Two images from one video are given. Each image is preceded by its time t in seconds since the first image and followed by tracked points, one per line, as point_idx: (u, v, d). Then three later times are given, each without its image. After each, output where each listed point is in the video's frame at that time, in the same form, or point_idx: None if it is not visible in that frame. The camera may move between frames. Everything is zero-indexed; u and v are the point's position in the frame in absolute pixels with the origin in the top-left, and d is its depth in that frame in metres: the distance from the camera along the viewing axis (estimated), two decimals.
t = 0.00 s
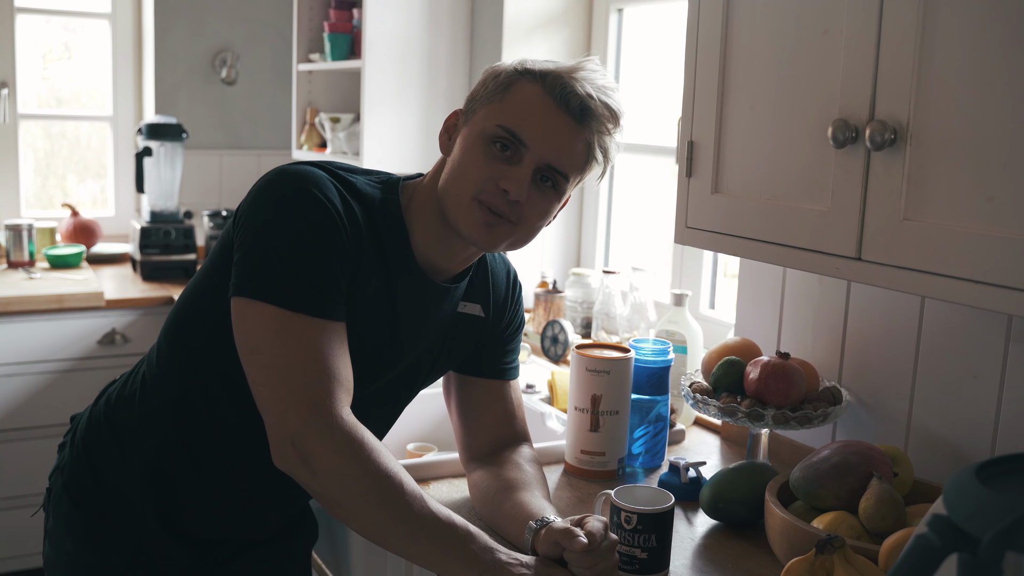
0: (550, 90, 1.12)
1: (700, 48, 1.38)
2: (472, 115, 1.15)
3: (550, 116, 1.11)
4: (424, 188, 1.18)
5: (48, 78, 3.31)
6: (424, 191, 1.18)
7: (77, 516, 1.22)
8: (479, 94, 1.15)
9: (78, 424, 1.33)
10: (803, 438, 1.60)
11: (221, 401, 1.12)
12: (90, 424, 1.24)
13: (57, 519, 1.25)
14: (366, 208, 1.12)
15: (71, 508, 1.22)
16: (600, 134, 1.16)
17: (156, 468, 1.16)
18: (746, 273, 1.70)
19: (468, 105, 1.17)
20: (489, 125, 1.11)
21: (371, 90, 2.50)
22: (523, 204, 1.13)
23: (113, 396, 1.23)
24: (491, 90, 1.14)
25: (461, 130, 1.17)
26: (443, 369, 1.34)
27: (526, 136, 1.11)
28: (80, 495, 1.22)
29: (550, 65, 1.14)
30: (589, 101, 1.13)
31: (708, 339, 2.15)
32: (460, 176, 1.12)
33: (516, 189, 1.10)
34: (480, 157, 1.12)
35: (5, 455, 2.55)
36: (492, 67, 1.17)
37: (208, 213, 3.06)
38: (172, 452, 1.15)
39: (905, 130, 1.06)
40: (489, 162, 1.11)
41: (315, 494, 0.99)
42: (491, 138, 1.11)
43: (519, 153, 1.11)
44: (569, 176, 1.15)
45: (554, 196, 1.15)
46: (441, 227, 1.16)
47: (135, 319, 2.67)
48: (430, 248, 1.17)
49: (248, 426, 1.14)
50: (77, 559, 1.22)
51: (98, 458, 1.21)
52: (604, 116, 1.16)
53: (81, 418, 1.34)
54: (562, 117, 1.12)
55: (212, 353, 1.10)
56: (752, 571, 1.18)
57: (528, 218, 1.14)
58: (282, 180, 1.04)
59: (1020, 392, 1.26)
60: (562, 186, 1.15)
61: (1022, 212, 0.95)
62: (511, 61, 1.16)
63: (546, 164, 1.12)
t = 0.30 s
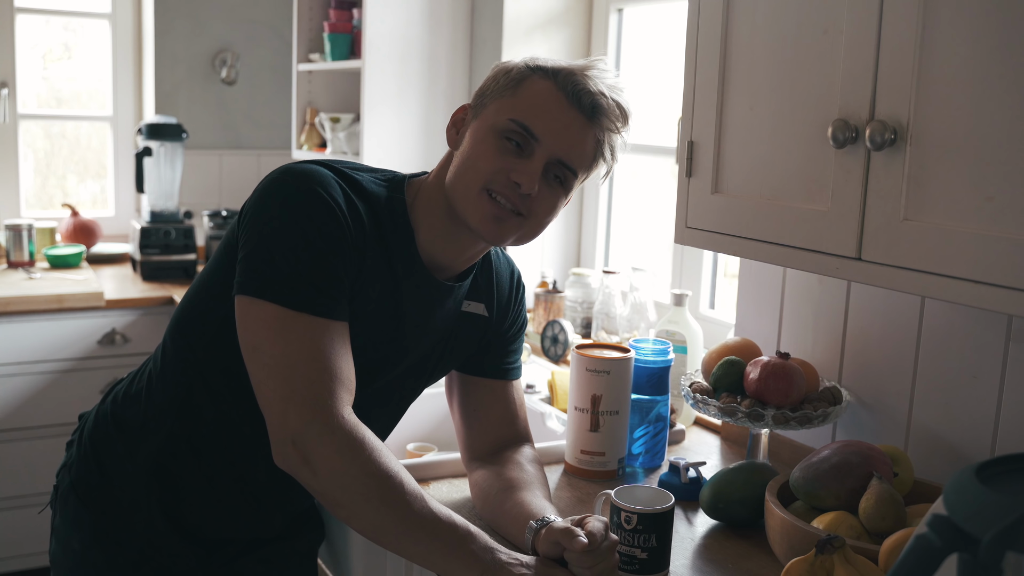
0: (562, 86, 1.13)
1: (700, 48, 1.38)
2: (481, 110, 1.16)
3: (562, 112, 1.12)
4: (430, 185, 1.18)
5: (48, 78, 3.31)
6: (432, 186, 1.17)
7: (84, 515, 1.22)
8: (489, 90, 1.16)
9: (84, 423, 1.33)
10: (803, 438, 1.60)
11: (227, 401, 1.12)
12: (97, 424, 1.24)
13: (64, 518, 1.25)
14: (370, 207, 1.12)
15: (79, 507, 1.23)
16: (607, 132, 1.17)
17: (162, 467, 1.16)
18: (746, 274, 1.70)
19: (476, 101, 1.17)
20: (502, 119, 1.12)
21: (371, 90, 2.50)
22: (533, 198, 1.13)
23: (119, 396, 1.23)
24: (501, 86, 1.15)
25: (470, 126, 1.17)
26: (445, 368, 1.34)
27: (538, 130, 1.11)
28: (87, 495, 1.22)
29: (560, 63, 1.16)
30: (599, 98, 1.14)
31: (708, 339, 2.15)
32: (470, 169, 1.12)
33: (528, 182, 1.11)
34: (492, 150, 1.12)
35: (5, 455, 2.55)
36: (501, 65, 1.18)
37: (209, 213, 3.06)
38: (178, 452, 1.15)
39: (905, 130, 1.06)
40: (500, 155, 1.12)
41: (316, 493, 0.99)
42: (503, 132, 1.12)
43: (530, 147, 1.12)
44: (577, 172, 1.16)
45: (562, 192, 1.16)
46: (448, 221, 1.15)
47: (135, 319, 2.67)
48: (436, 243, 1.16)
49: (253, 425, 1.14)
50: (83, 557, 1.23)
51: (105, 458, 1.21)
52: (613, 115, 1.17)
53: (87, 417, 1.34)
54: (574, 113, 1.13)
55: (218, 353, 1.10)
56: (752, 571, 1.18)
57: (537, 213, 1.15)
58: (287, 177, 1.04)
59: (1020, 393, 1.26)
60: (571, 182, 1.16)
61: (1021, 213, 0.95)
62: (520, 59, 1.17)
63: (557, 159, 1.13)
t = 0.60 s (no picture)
0: (561, 78, 1.13)
1: (700, 47, 1.38)
2: (479, 105, 1.15)
3: (563, 103, 1.13)
4: (429, 182, 1.18)
5: (48, 78, 3.31)
6: (433, 183, 1.17)
7: (84, 513, 1.22)
8: (484, 84, 1.15)
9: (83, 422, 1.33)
10: (803, 439, 1.60)
11: (227, 400, 1.12)
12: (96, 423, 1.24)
13: (65, 518, 1.25)
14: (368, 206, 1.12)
15: (79, 506, 1.23)
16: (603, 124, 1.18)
17: (161, 467, 1.16)
18: (746, 273, 1.70)
19: (471, 95, 1.17)
20: (503, 113, 1.12)
21: (371, 90, 2.50)
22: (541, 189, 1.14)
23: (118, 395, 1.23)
24: (498, 80, 1.14)
25: (466, 121, 1.16)
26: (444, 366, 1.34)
27: (542, 123, 1.12)
28: (87, 494, 1.22)
29: (555, 55, 1.16)
30: (598, 90, 1.15)
31: (708, 339, 2.15)
32: (476, 164, 1.12)
33: (536, 174, 1.11)
34: (496, 145, 1.12)
35: (5, 455, 2.55)
36: (492, 58, 1.17)
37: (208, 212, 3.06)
38: (177, 451, 1.15)
39: (905, 130, 1.06)
40: (505, 149, 1.12)
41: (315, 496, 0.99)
42: (506, 126, 1.12)
43: (535, 139, 1.12)
44: (577, 160, 1.17)
45: (563, 182, 1.17)
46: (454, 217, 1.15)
47: (135, 319, 2.67)
48: (441, 239, 1.16)
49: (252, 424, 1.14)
50: (84, 555, 1.23)
51: (105, 457, 1.21)
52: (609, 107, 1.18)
53: (86, 416, 1.34)
54: (575, 105, 1.14)
55: (217, 352, 1.10)
56: (752, 571, 1.18)
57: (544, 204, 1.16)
58: (285, 178, 1.03)
59: (1021, 393, 1.26)
60: (571, 171, 1.17)
61: (1022, 213, 0.95)
62: (513, 52, 1.17)
63: (559, 149, 1.14)
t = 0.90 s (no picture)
0: (573, 71, 1.13)
1: (700, 47, 1.38)
2: (492, 86, 1.15)
3: (567, 95, 1.12)
4: (431, 155, 1.18)
5: (48, 78, 3.31)
6: (434, 157, 1.17)
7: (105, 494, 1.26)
8: (504, 68, 1.16)
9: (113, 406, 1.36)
10: (803, 439, 1.60)
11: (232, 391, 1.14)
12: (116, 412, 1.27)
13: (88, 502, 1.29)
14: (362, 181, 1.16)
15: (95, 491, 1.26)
16: (615, 124, 1.17)
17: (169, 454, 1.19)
18: (746, 274, 1.70)
19: (491, 77, 1.17)
20: (507, 94, 1.11)
21: (371, 89, 2.50)
22: (527, 175, 1.11)
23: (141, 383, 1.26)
24: (515, 65, 1.15)
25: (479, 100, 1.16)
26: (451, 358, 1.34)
27: (541, 109, 1.11)
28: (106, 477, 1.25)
29: (577, 50, 1.16)
30: (608, 86, 1.14)
31: (708, 339, 2.15)
32: (469, 139, 1.11)
33: (522, 156, 1.09)
34: (491, 122, 1.11)
35: (5, 455, 2.55)
36: (521, 45, 1.18)
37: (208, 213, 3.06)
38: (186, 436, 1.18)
39: (905, 130, 1.06)
40: (497, 128, 1.10)
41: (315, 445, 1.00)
42: (505, 107, 1.11)
43: (530, 124, 1.11)
44: (576, 156, 1.15)
45: (558, 176, 1.14)
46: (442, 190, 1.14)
47: (135, 319, 2.67)
48: (428, 210, 1.16)
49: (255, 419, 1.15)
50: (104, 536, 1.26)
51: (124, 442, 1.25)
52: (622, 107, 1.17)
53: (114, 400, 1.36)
54: (580, 98, 1.13)
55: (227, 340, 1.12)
56: (752, 571, 1.18)
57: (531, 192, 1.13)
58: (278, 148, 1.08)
59: (1021, 393, 1.26)
60: (567, 166, 1.14)
61: (1021, 212, 0.95)
62: (539, 43, 1.17)
63: (556, 140, 1.12)
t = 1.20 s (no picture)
0: (562, 63, 1.13)
1: (700, 46, 1.38)
2: (484, 84, 1.16)
3: (558, 88, 1.12)
4: (428, 157, 1.18)
5: (48, 78, 3.31)
6: (430, 159, 1.17)
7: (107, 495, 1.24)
8: (493, 65, 1.16)
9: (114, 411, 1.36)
10: (803, 438, 1.60)
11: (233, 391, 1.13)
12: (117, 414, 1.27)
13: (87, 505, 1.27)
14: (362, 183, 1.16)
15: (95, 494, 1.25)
16: (608, 113, 1.17)
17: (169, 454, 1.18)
18: (746, 274, 1.70)
19: (482, 75, 1.17)
20: (499, 90, 1.12)
21: (371, 90, 2.50)
22: (526, 170, 1.11)
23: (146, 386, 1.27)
24: (505, 61, 1.15)
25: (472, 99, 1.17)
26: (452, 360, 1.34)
27: (533, 103, 1.11)
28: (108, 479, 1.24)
29: (565, 41, 1.16)
30: (599, 76, 1.14)
31: (708, 339, 2.15)
32: (465, 137, 1.11)
33: (519, 152, 1.09)
34: (485, 119, 1.11)
35: (5, 455, 2.55)
36: (509, 41, 1.18)
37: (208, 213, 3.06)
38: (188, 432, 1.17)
39: (905, 130, 1.06)
40: (493, 125, 1.10)
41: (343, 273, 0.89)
42: (498, 104, 1.11)
43: (524, 119, 1.11)
44: (572, 148, 1.14)
45: (556, 169, 1.14)
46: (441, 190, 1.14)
47: (135, 319, 2.67)
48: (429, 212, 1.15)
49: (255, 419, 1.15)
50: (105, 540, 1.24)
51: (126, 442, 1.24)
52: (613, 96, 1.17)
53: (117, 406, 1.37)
54: (571, 90, 1.13)
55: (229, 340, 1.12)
56: (752, 571, 1.18)
57: (530, 186, 1.13)
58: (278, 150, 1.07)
59: (1020, 392, 1.26)
60: (565, 158, 1.14)
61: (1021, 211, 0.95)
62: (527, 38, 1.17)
63: (551, 133, 1.12)
